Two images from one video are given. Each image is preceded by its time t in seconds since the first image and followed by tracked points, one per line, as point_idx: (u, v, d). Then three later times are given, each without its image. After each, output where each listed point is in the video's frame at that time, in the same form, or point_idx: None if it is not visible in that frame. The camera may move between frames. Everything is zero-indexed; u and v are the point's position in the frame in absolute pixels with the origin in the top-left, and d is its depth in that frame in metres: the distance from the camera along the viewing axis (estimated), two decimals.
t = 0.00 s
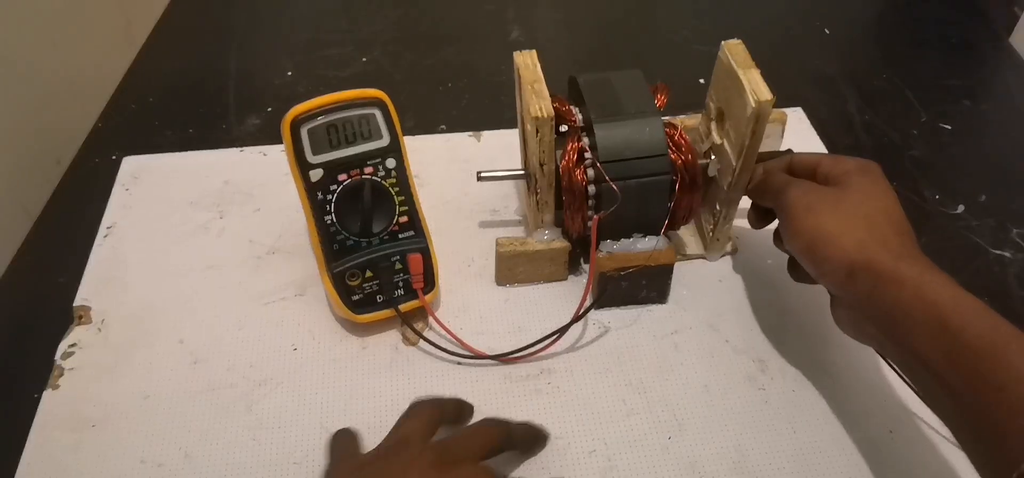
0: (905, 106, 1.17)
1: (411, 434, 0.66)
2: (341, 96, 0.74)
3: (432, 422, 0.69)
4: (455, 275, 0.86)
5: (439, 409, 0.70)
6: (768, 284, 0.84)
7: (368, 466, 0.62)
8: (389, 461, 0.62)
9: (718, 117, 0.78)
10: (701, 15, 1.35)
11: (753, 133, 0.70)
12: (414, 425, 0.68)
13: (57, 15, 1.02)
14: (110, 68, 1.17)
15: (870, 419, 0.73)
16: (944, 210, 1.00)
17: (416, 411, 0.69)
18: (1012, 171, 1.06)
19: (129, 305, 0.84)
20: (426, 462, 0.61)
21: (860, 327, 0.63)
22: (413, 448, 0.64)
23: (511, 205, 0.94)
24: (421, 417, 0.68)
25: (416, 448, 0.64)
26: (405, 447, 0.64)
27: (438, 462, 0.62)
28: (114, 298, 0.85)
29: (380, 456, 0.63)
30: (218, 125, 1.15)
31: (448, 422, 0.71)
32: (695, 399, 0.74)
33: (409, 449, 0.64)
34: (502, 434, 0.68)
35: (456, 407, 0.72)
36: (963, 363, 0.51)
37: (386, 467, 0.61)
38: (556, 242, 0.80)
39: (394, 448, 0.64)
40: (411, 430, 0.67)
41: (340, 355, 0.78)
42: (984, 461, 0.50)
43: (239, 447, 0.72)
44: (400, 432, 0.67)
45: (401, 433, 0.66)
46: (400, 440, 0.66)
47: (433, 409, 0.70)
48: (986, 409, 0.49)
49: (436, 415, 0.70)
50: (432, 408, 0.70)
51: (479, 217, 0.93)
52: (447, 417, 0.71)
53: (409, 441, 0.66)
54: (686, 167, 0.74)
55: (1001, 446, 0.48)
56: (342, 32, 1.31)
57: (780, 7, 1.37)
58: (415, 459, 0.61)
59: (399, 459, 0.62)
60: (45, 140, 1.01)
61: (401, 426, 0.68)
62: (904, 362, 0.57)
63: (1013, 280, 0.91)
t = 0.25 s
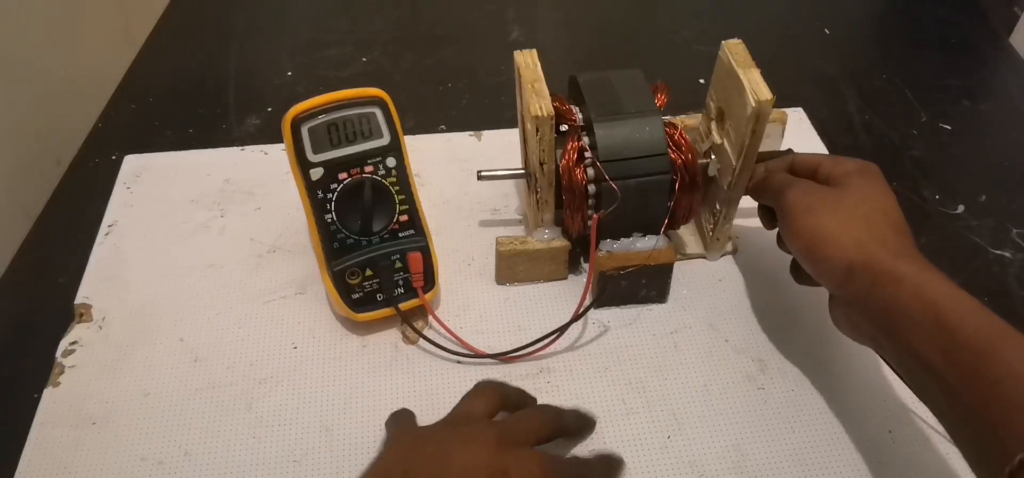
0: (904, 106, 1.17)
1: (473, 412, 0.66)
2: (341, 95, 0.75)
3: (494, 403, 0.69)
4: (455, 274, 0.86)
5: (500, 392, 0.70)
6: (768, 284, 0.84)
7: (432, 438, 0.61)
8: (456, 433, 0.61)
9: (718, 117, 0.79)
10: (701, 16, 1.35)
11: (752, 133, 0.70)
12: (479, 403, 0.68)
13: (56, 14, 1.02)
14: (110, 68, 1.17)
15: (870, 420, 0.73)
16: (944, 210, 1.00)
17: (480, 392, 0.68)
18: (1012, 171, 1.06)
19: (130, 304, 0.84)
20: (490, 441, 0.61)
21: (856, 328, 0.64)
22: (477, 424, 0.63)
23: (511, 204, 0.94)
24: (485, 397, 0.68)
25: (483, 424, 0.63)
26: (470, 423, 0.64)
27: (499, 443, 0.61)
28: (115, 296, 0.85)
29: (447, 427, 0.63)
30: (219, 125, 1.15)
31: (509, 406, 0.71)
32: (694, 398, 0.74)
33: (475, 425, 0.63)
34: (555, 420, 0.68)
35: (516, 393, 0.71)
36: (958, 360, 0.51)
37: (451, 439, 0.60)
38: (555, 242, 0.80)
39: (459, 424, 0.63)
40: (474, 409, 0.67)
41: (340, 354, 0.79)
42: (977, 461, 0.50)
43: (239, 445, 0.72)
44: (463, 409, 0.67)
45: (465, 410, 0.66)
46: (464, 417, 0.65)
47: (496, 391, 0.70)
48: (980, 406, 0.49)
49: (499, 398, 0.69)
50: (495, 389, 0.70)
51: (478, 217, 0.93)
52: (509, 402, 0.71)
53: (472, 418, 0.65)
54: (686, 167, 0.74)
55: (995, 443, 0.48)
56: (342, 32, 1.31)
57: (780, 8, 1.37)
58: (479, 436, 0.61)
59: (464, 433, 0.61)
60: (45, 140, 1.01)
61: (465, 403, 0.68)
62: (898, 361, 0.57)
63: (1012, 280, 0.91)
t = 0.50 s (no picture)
0: (904, 106, 1.17)
1: (487, 395, 0.61)
2: (340, 96, 0.75)
3: (501, 388, 0.64)
4: (455, 274, 0.86)
5: (508, 378, 0.66)
6: (768, 284, 0.85)
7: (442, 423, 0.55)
8: (472, 419, 0.55)
9: (718, 117, 0.78)
10: (702, 15, 1.35)
11: (753, 133, 0.70)
12: (490, 387, 0.62)
13: (55, 13, 1.02)
14: (110, 68, 1.17)
15: (869, 421, 0.73)
16: (944, 210, 1.00)
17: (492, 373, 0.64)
18: (1012, 172, 1.06)
19: (129, 303, 0.84)
20: (509, 427, 0.55)
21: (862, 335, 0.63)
22: (494, 413, 0.58)
23: (511, 204, 0.94)
24: (495, 380, 0.63)
25: (499, 413, 0.58)
26: (485, 410, 0.58)
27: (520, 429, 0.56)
28: (116, 295, 0.85)
29: (464, 411, 0.57)
30: (218, 125, 1.15)
31: (511, 396, 0.66)
32: (694, 399, 0.74)
33: (491, 412, 0.58)
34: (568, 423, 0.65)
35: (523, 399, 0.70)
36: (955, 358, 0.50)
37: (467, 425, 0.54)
38: (556, 241, 0.80)
39: (474, 409, 0.58)
40: (487, 392, 0.61)
41: (340, 354, 0.79)
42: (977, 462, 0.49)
43: (238, 444, 0.72)
44: (474, 392, 0.61)
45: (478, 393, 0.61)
46: (478, 401, 0.60)
47: (504, 377, 0.65)
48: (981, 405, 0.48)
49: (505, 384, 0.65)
50: (502, 374, 0.65)
51: (479, 216, 0.93)
52: (511, 392, 0.66)
53: (487, 404, 0.60)
54: (686, 167, 0.74)
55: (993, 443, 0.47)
56: (342, 32, 1.31)
57: (780, 8, 1.37)
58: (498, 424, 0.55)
59: (481, 419, 0.56)
60: (44, 141, 1.01)
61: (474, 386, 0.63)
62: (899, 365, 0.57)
63: (1012, 280, 0.91)
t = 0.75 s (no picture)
0: (905, 107, 1.16)
1: (487, 392, 0.60)
2: (353, 89, 0.74)
3: (501, 383, 0.63)
4: (459, 270, 0.86)
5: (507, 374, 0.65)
6: (774, 285, 0.84)
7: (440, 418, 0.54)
8: (473, 417, 0.55)
9: (726, 118, 0.78)
10: (703, 20, 1.34)
11: (760, 134, 0.70)
12: (489, 382, 0.61)
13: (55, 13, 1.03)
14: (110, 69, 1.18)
15: (871, 425, 0.72)
16: (944, 211, 0.99)
17: (490, 368, 0.62)
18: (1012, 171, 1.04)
19: (140, 292, 0.85)
20: (509, 427, 0.55)
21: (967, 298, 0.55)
22: (495, 411, 0.57)
23: (518, 201, 0.94)
24: (495, 376, 0.62)
25: (499, 411, 0.57)
26: (486, 407, 0.57)
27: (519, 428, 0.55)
28: (124, 285, 0.86)
29: (464, 408, 0.56)
30: (219, 124, 1.15)
31: (509, 392, 0.65)
32: (696, 399, 0.74)
33: (491, 410, 0.57)
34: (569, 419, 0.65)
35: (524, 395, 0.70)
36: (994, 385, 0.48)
37: (468, 423, 0.54)
38: (561, 239, 0.81)
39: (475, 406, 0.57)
40: (487, 389, 0.60)
41: (344, 347, 0.79)
42: None
43: (243, 434, 0.72)
44: (474, 387, 0.60)
45: (478, 389, 0.60)
46: (478, 397, 0.59)
47: (503, 372, 0.64)
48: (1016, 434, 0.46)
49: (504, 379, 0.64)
50: (502, 369, 0.64)
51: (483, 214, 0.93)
52: (509, 387, 0.65)
53: (487, 401, 0.59)
54: (692, 167, 0.74)
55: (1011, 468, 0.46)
56: (342, 32, 1.32)
57: (782, 12, 1.36)
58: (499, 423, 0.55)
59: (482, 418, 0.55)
60: (44, 141, 1.01)
61: (474, 381, 0.61)
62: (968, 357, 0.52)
63: (1013, 278, 0.90)
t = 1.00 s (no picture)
0: (905, 107, 1.16)
1: (490, 394, 0.59)
2: (352, 89, 0.74)
3: (505, 385, 0.63)
4: (459, 270, 0.86)
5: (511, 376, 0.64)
6: (773, 284, 0.84)
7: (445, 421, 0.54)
8: (475, 418, 0.55)
9: (725, 117, 0.79)
10: (703, 20, 1.34)
11: (759, 133, 0.70)
12: (493, 384, 0.61)
13: (56, 14, 1.03)
14: (110, 69, 1.18)
15: (870, 424, 0.72)
16: (944, 210, 0.99)
17: (495, 369, 0.62)
18: (1013, 171, 1.04)
19: (140, 292, 0.85)
20: (510, 429, 0.54)
21: None
22: (497, 412, 0.57)
23: (518, 201, 0.94)
24: (499, 377, 0.62)
25: (501, 413, 0.57)
26: (488, 408, 0.57)
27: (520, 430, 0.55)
28: (124, 286, 0.86)
29: (467, 409, 0.56)
30: (219, 124, 1.15)
31: (513, 394, 0.65)
32: (696, 398, 0.74)
33: (494, 411, 0.57)
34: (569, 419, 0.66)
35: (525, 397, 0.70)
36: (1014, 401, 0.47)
37: (470, 425, 0.54)
38: (561, 239, 0.81)
39: (477, 408, 0.57)
40: (490, 391, 0.60)
41: (345, 347, 0.79)
42: None
43: (243, 434, 0.72)
44: (477, 389, 0.60)
45: (481, 391, 0.59)
46: (481, 398, 0.59)
47: (508, 374, 0.64)
48: None
49: (508, 381, 0.63)
50: (507, 370, 0.64)
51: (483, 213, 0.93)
52: (513, 389, 0.65)
53: (490, 402, 0.59)
54: (692, 166, 0.74)
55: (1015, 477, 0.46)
56: (341, 32, 1.32)
57: (782, 11, 1.36)
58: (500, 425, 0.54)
59: (484, 419, 0.55)
60: (44, 140, 1.01)
61: (478, 383, 0.61)
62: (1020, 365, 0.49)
63: (1012, 278, 0.90)
